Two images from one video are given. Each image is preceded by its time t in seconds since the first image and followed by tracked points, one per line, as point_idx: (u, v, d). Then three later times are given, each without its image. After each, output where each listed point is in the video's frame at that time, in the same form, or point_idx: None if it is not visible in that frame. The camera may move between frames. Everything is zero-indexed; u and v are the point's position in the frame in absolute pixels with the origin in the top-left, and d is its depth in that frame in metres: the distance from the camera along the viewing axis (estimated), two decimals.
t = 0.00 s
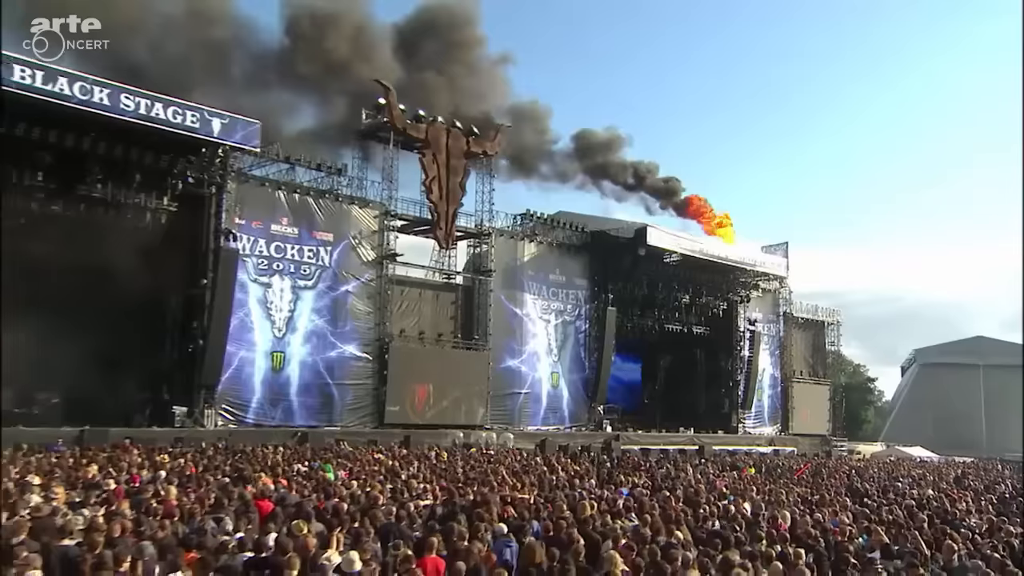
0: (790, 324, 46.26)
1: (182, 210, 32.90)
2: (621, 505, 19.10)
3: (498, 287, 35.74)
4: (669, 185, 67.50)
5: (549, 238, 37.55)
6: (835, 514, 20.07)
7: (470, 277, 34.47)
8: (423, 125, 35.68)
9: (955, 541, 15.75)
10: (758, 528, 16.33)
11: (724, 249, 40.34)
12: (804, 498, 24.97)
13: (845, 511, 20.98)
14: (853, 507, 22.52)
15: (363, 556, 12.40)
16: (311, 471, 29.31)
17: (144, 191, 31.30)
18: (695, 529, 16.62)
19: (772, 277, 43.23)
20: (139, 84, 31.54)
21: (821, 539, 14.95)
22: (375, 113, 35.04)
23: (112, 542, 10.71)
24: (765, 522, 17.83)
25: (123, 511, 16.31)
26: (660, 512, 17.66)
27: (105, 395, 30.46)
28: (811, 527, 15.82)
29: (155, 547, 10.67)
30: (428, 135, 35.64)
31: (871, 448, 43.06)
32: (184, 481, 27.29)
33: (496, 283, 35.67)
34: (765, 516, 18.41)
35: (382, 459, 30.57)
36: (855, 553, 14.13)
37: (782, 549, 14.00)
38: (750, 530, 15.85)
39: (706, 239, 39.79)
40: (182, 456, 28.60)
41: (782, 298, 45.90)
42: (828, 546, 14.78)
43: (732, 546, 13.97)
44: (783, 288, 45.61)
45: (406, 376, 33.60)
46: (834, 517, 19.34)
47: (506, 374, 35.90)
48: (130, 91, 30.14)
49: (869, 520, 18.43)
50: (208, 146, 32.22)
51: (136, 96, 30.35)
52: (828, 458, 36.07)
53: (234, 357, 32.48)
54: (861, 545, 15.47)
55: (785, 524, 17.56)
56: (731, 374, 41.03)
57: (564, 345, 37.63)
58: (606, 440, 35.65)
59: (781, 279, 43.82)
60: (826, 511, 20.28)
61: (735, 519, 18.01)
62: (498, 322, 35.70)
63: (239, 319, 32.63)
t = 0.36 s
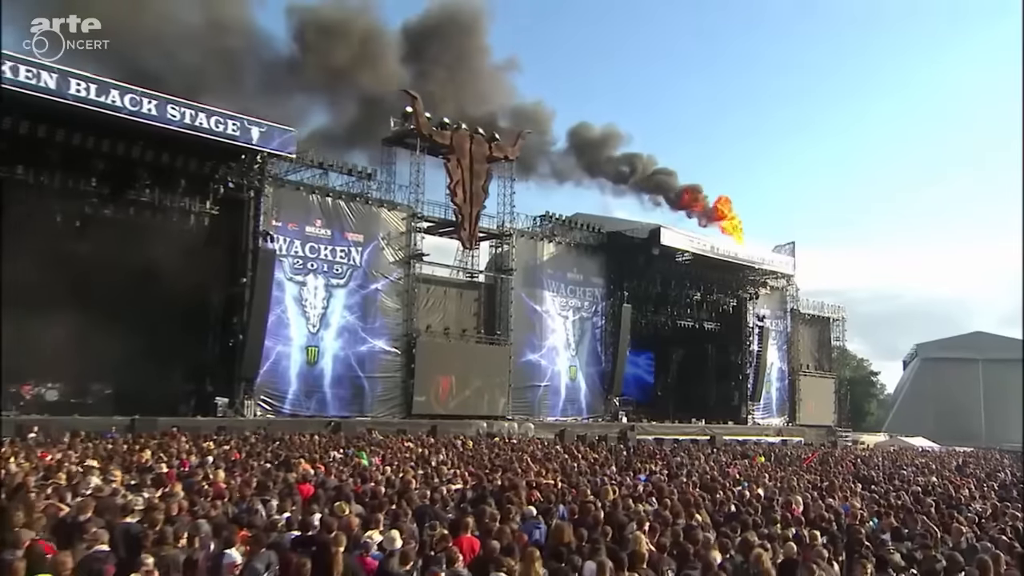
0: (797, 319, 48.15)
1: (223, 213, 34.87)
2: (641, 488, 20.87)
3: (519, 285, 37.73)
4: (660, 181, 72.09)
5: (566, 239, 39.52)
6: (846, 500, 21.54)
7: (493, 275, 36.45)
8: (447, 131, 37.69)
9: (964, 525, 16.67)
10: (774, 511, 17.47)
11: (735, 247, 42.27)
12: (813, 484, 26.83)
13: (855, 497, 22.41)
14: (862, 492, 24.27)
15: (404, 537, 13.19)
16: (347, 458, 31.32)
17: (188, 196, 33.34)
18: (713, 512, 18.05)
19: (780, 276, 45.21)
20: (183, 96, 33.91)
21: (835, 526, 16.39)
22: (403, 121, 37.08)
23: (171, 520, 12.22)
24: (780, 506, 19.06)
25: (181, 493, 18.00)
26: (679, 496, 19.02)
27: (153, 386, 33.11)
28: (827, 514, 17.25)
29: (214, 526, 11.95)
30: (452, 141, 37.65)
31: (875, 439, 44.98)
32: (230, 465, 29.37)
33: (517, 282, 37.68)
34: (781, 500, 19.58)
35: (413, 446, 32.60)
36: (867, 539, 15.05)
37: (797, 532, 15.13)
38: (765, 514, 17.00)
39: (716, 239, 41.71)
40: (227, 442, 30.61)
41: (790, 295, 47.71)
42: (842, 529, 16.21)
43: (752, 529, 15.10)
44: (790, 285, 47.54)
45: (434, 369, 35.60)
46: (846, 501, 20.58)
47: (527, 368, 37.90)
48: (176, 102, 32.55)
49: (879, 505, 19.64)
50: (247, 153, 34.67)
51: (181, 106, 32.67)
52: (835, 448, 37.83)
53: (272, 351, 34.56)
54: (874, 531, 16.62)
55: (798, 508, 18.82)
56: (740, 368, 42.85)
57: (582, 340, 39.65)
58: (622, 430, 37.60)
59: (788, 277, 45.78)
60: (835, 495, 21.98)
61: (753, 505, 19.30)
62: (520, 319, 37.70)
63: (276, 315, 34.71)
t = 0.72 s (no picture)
0: (800, 313, 50.14)
1: (255, 213, 37.07)
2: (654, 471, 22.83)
3: (534, 281, 39.67)
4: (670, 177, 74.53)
5: (579, 237, 41.41)
6: (848, 483, 23.24)
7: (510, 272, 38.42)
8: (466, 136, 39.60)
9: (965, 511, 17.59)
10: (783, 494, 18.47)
11: (740, 245, 44.17)
12: (814, 469, 28.83)
13: (856, 480, 24.11)
14: (859, 475, 26.25)
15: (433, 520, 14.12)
16: (375, 444, 33.35)
17: (223, 198, 35.52)
18: (725, 496, 19.30)
19: (783, 272, 47.14)
20: (220, 102, 35.67)
21: (841, 509, 17.54)
22: (423, 126, 39.03)
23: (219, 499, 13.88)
24: (789, 490, 20.12)
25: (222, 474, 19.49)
26: (693, 481, 20.26)
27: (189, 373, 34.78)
28: (835, 498, 18.38)
29: (256, 507, 14.05)
30: (471, 144, 39.55)
31: (874, 427, 46.94)
32: (267, 450, 31.44)
33: (533, 278, 39.64)
34: (788, 485, 20.47)
35: (437, 433, 34.62)
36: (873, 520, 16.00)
37: (805, 515, 16.21)
38: (775, 496, 18.02)
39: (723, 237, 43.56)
40: (261, 429, 32.55)
41: (793, 290, 49.59)
42: (849, 512, 17.26)
43: (763, 513, 16.22)
44: (793, 281, 49.46)
45: (454, 361, 37.55)
46: (851, 485, 21.84)
47: (543, 360, 39.89)
48: (212, 109, 34.32)
49: (884, 490, 20.72)
50: (279, 156, 36.50)
51: (217, 113, 34.44)
52: (837, 437, 39.75)
53: (302, 344, 36.56)
54: (881, 514, 17.51)
55: (807, 491, 19.84)
56: (745, 359, 45.32)
57: (594, 333, 41.67)
58: (633, 419, 39.56)
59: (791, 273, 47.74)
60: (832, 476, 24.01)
61: (763, 488, 20.42)
62: (535, 314, 39.67)
63: (306, 310, 36.73)
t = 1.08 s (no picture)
0: (797, 309, 52.22)
1: (280, 215, 38.81)
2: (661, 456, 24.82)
3: (543, 279, 41.69)
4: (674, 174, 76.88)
5: (585, 236, 43.44)
6: (842, 467, 25.30)
7: (520, 270, 40.48)
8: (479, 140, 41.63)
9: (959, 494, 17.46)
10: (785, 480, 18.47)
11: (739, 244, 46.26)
12: (810, 456, 30.84)
13: (850, 464, 26.17)
14: (855, 462, 28.25)
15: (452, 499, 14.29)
16: (395, 432, 35.28)
17: (249, 200, 37.38)
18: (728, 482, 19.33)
19: (781, 270, 49.24)
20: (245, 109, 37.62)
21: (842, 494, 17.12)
22: (438, 130, 41.09)
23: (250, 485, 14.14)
24: (789, 476, 19.76)
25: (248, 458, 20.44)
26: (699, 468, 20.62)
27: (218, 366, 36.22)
28: (833, 483, 18.18)
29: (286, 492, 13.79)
30: (484, 148, 41.58)
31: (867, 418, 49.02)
32: (294, 436, 33.29)
33: (542, 276, 41.67)
34: (789, 471, 20.48)
35: (453, 421, 36.60)
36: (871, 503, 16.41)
37: (806, 498, 16.28)
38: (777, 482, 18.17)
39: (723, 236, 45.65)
40: (287, 417, 34.37)
41: (790, 287, 51.67)
42: (850, 497, 16.90)
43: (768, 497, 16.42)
44: (790, 279, 51.54)
45: (467, 355, 39.57)
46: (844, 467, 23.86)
47: (551, 354, 41.93)
48: (240, 116, 36.34)
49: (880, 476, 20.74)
50: (301, 160, 38.55)
51: (245, 120, 36.43)
52: (832, 426, 41.73)
53: (323, 338, 38.56)
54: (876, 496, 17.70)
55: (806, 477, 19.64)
56: (743, 354, 47.21)
57: (600, 329, 43.73)
58: (637, 410, 41.52)
59: (788, 271, 49.86)
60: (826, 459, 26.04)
61: (764, 474, 20.61)
62: (544, 310, 41.70)
63: (327, 306, 38.74)
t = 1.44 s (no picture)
0: (795, 303, 54.19)
1: (303, 215, 40.83)
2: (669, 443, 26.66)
3: (552, 275, 43.60)
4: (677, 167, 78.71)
5: (592, 234, 45.33)
6: (843, 453, 27.26)
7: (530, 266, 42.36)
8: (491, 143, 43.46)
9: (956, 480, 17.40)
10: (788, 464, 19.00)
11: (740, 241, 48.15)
12: (808, 443, 32.77)
13: (848, 450, 28.13)
14: (852, 449, 30.22)
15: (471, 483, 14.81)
16: (412, 420, 37.03)
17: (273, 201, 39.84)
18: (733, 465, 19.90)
19: (780, 265, 51.13)
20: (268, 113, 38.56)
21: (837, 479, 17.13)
22: (451, 133, 42.92)
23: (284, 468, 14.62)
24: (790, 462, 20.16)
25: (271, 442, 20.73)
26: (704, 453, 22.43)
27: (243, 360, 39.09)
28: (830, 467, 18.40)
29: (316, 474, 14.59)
30: (495, 150, 43.41)
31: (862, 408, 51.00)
32: (318, 424, 34.96)
33: (551, 272, 43.58)
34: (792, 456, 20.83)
35: (468, 410, 38.40)
36: (872, 490, 16.48)
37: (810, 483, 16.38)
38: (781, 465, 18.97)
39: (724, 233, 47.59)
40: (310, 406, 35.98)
41: (789, 281, 53.56)
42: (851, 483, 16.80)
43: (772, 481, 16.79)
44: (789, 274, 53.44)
45: (481, 348, 41.45)
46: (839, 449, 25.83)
47: (560, 346, 43.89)
48: (264, 120, 37.19)
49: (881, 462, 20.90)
50: (321, 162, 39.74)
51: (269, 124, 37.34)
52: (830, 416, 43.59)
53: (343, 332, 40.40)
54: (876, 483, 18.01)
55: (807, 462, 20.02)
56: (743, 346, 49.17)
57: (607, 322, 45.69)
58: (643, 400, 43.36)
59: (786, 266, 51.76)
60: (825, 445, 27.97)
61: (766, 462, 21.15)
62: (553, 304, 43.62)
63: (347, 301, 40.58)
